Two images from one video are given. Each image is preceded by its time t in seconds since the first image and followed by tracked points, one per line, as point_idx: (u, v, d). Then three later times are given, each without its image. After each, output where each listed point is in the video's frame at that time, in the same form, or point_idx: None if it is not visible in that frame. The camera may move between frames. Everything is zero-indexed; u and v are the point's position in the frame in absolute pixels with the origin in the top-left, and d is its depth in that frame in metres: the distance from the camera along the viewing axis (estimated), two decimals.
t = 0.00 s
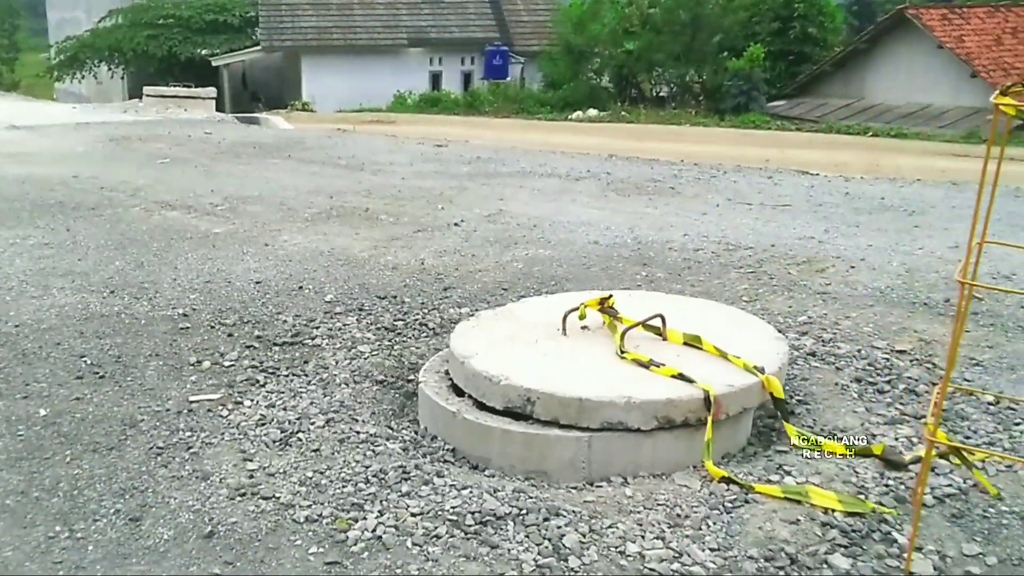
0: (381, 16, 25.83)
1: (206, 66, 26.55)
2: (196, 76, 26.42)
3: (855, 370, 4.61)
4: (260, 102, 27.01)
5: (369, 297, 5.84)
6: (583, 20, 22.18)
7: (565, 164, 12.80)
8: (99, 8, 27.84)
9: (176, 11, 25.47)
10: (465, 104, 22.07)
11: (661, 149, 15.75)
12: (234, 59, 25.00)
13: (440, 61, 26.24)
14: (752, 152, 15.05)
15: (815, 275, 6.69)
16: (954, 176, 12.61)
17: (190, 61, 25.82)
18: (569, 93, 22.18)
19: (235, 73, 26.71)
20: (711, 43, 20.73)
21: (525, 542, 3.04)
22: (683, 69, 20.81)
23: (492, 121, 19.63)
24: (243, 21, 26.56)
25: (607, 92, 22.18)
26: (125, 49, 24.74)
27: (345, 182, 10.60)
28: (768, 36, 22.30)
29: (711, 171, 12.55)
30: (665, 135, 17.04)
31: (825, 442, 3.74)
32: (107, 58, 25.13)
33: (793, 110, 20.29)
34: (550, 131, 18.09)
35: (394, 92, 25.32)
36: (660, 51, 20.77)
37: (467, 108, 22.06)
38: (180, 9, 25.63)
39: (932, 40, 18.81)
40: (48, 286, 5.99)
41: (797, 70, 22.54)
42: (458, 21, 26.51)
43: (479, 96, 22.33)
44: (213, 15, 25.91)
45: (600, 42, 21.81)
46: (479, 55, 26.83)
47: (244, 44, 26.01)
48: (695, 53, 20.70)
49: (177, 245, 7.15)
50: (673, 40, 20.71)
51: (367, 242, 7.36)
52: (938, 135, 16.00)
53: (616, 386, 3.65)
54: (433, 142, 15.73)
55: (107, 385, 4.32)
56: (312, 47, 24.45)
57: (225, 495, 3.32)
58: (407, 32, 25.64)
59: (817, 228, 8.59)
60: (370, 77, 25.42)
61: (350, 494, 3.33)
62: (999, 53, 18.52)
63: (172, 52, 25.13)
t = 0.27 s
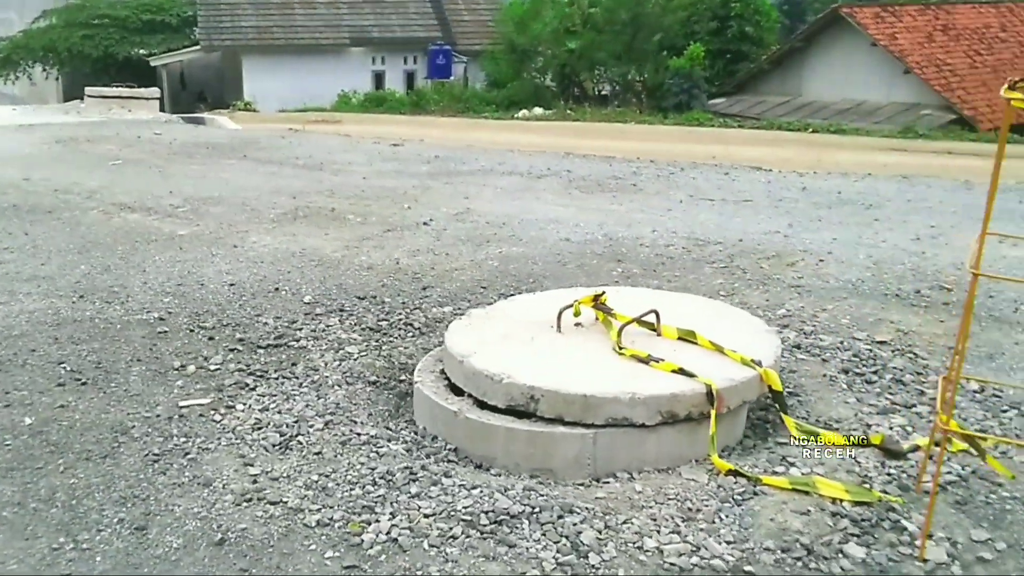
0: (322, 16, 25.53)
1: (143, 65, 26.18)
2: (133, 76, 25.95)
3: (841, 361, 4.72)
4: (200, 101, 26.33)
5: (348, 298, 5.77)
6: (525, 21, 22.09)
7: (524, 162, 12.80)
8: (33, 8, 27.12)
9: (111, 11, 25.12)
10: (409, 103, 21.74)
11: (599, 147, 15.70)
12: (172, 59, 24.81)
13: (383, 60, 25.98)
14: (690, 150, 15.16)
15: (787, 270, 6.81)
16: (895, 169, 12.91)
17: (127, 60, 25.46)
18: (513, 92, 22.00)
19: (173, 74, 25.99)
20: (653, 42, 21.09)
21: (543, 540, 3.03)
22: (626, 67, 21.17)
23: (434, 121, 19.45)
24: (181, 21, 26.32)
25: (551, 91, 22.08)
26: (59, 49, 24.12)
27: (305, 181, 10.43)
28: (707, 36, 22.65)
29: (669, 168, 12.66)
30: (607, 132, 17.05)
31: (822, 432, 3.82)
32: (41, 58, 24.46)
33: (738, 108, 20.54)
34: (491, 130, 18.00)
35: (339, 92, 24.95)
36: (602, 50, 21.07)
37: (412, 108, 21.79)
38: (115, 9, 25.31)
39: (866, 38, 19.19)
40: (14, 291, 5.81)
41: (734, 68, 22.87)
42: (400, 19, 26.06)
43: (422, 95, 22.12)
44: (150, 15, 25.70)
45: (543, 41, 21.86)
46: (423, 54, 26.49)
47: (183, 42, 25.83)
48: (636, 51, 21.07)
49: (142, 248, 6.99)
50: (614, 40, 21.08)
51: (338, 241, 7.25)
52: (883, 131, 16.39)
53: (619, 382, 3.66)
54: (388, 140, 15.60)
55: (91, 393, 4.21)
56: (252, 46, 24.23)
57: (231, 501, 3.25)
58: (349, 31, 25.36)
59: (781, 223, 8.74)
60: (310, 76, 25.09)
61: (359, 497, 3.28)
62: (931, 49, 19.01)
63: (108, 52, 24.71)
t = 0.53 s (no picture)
0: (261, 11, 25.09)
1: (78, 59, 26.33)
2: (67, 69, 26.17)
3: (826, 353, 4.83)
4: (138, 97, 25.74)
5: (327, 296, 5.68)
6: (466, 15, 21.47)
7: (482, 158, 12.79)
8: None
9: (42, 6, 25.13)
10: (354, 99, 21.54)
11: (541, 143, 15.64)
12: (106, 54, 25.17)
13: (323, 56, 25.38)
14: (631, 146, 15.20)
15: (759, 264, 6.91)
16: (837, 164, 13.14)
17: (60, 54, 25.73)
18: (457, 88, 21.33)
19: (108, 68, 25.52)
20: (594, 37, 20.80)
21: (559, 537, 3.04)
22: (570, 64, 20.93)
23: (375, 116, 19.17)
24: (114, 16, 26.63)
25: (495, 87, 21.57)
26: None
27: (264, 179, 10.26)
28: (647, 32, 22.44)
29: (626, 163, 12.76)
30: (551, 128, 17.02)
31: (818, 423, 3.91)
32: None
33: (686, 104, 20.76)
34: (430, 125, 17.83)
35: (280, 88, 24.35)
36: (545, 46, 20.66)
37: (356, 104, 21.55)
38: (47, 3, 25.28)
39: (802, 33, 19.61)
40: None
41: (674, 64, 22.65)
42: (339, 13, 25.64)
43: (366, 91, 21.84)
44: (83, 10, 25.91)
45: (485, 36, 21.25)
46: (363, 49, 25.95)
47: (115, 37, 26.17)
48: (579, 47, 20.76)
49: (107, 249, 6.83)
50: (556, 35, 20.65)
51: (307, 240, 7.14)
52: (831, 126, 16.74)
53: (620, 377, 3.66)
54: (343, 137, 15.44)
55: (76, 400, 4.11)
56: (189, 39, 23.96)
57: (238, 505, 3.21)
58: (288, 25, 24.89)
59: (744, 218, 8.86)
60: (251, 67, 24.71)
61: (369, 498, 3.25)
62: (865, 45, 19.42)
63: (40, 46, 25.02)
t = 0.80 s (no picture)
0: (217, 5, 24.67)
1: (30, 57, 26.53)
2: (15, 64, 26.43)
3: (813, 344, 4.84)
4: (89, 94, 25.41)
5: (307, 295, 5.61)
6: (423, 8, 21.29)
7: (451, 153, 12.70)
8: None
9: None
10: (313, 94, 21.27)
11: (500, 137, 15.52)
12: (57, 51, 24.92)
13: (281, 50, 25.15)
14: (589, 139, 15.13)
15: (737, 255, 6.91)
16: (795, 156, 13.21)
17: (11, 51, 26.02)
18: (416, 82, 21.40)
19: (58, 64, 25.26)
20: (553, 31, 20.65)
21: (566, 535, 3.00)
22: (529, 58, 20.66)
23: (334, 110, 18.92)
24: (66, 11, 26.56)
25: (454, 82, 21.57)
26: None
27: (231, 176, 10.09)
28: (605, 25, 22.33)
29: (595, 156, 12.75)
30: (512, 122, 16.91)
31: (813, 414, 3.92)
32: None
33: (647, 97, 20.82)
34: (389, 120, 17.62)
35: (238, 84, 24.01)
36: (504, 40, 20.45)
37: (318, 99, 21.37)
38: None
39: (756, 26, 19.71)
40: None
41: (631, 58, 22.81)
42: (298, 9, 25.37)
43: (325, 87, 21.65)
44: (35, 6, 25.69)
45: (445, 30, 21.04)
46: (321, 44, 25.74)
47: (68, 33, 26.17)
48: (539, 41, 20.57)
49: (75, 250, 6.66)
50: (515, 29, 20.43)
51: (282, 237, 7.04)
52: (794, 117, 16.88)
53: (618, 372, 3.65)
54: (308, 132, 15.24)
55: (56, 406, 3.99)
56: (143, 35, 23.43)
57: (235, 512, 3.13)
58: (245, 19, 24.58)
59: (717, 210, 8.86)
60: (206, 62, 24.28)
61: (370, 500, 3.18)
62: (819, 36, 19.54)
63: None
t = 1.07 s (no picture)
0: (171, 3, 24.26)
1: None
2: None
3: (799, 334, 4.84)
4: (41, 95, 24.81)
5: (287, 295, 5.53)
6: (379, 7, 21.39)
7: (419, 150, 12.62)
8: None
9: None
10: (270, 92, 20.96)
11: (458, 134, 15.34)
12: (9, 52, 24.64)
13: (236, 49, 24.76)
14: (551, 134, 15.08)
15: (714, 247, 6.91)
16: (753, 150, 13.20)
17: None
18: (374, 80, 21.30)
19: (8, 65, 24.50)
20: (509, 29, 20.72)
21: (575, 533, 2.96)
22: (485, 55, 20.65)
23: (292, 108, 18.64)
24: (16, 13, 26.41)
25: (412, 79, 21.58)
26: None
27: (197, 175, 9.91)
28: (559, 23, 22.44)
29: (563, 152, 12.75)
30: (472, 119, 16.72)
31: (807, 405, 3.90)
32: None
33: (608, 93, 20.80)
34: (347, 118, 17.36)
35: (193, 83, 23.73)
36: (461, 38, 20.47)
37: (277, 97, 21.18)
38: None
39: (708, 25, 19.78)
40: None
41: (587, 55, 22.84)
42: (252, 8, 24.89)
43: (282, 84, 21.40)
44: None
45: (401, 28, 21.00)
46: (276, 43, 25.31)
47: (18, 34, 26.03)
48: (495, 38, 20.64)
49: (42, 252, 6.48)
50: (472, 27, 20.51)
51: (255, 237, 6.99)
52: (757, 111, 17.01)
53: (616, 367, 3.62)
54: (271, 131, 15.04)
55: (37, 414, 3.87)
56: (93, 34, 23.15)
57: (234, 519, 3.04)
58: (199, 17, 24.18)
59: (688, 203, 8.82)
60: (162, 62, 23.89)
61: (373, 503, 3.12)
62: (769, 34, 19.78)
63: None
